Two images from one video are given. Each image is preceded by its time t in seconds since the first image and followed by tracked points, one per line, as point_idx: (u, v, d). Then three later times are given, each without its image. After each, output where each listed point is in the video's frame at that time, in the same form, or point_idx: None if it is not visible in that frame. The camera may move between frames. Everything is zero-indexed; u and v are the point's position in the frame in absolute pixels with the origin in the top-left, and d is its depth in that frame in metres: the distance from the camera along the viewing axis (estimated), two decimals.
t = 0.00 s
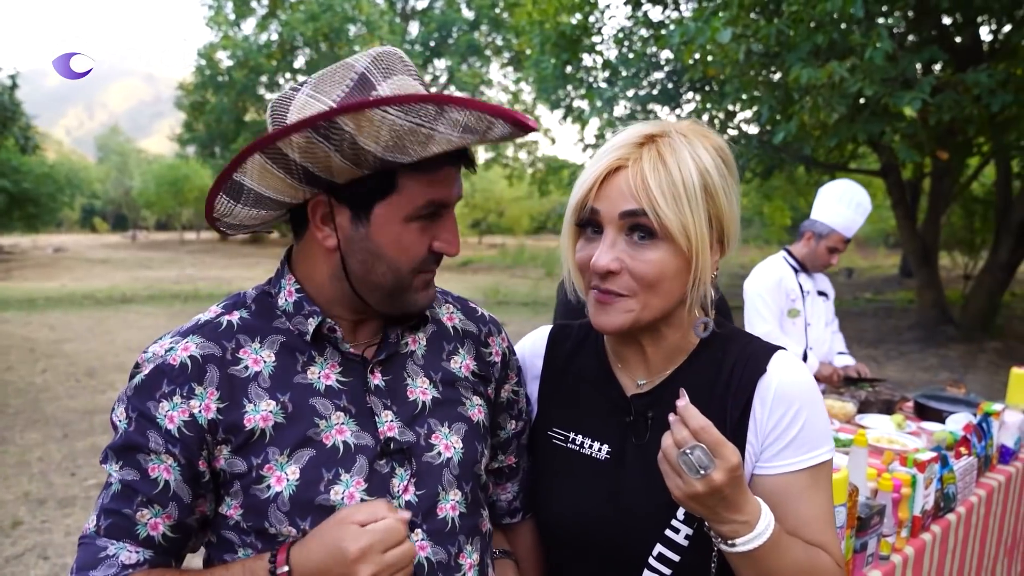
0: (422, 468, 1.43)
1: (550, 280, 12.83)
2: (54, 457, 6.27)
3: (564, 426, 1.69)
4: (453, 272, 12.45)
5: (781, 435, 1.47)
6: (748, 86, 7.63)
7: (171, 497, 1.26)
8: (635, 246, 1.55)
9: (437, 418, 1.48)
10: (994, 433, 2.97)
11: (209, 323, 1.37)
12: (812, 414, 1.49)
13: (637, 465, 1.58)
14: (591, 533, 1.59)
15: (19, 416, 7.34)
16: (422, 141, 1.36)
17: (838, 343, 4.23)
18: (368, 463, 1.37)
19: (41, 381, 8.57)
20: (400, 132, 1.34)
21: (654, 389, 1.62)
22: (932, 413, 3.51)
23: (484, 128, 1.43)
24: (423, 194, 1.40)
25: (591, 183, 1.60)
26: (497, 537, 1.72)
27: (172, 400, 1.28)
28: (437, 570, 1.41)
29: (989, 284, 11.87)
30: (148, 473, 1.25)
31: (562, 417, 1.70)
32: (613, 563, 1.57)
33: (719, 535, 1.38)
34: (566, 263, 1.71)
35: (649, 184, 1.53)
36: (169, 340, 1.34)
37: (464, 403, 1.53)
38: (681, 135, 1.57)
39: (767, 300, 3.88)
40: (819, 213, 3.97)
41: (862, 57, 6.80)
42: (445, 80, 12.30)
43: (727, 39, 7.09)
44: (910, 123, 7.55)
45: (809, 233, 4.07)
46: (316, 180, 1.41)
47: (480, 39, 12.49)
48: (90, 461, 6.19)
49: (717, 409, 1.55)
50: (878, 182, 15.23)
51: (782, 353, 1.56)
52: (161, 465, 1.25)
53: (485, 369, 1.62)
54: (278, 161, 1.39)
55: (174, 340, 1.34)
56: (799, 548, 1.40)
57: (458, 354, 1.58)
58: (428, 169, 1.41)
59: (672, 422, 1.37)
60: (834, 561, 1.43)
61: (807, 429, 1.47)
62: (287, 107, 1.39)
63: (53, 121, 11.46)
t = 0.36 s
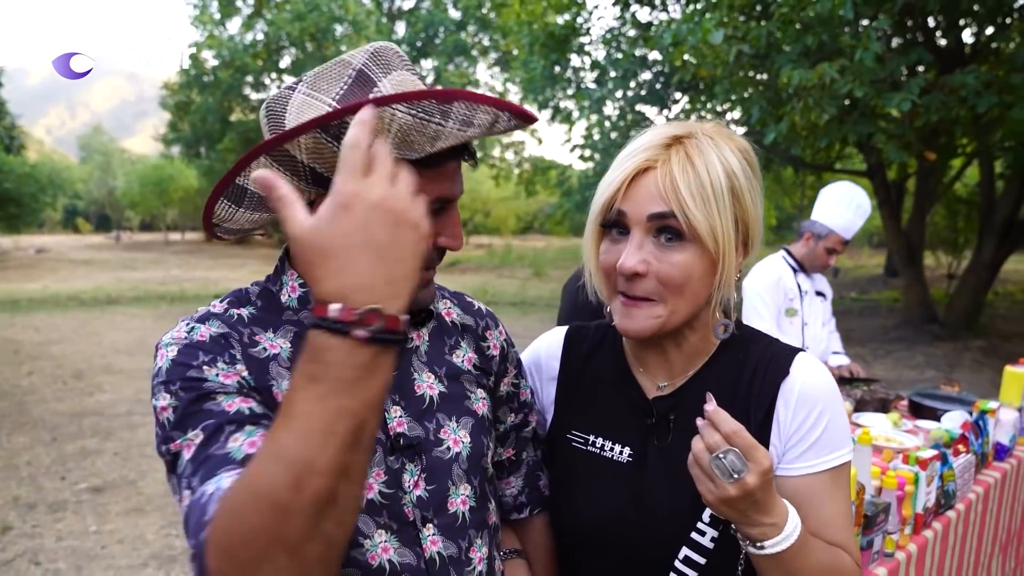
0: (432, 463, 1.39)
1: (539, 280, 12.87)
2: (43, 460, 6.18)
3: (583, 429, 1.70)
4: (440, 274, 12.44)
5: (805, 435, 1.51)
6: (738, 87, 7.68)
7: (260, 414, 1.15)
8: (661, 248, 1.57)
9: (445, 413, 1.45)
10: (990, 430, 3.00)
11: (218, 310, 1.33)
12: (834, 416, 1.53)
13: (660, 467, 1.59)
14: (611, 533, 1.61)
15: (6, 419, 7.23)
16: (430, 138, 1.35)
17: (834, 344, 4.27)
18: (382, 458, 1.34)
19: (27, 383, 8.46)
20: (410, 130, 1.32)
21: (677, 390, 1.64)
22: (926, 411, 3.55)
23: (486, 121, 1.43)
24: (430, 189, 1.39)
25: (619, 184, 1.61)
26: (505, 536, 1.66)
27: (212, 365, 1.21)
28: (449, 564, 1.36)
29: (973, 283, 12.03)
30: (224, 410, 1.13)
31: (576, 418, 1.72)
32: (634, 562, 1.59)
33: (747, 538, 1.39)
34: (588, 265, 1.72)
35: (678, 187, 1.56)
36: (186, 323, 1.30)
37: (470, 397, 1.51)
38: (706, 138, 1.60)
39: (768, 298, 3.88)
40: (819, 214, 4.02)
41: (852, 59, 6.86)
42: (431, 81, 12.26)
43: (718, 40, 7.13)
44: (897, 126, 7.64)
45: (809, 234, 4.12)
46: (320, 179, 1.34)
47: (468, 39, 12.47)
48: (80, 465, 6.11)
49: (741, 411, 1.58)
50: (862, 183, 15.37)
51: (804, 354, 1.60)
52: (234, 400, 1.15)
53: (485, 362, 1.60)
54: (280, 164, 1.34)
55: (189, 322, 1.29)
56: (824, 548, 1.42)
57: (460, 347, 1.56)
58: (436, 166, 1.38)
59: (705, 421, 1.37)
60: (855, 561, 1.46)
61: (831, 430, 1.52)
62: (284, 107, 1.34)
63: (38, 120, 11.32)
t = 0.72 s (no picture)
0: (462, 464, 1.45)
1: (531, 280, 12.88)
2: (36, 462, 6.14)
3: (594, 426, 1.69)
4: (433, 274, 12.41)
5: (814, 419, 1.52)
6: (732, 87, 7.66)
7: (287, 465, 1.21)
8: (696, 219, 1.60)
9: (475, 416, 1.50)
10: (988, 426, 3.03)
11: (250, 321, 1.36)
12: (843, 401, 1.54)
13: (674, 460, 1.61)
14: (626, 529, 1.62)
15: None
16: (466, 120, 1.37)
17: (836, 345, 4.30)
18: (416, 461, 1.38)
19: (18, 385, 8.42)
20: (447, 112, 1.34)
21: (687, 380, 1.64)
22: (925, 408, 3.58)
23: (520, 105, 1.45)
24: (462, 175, 1.40)
25: (658, 158, 1.66)
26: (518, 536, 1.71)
27: (248, 390, 1.25)
28: (484, 567, 1.39)
29: (963, 281, 12.12)
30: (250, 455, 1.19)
31: (586, 417, 1.71)
32: (654, 560, 1.60)
33: (769, 521, 1.41)
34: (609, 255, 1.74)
35: (720, 163, 1.62)
36: (212, 340, 1.31)
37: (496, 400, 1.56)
38: (736, 132, 1.69)
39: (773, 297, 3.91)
40: (824, 215, 4.05)
41: (847, 59, 6.90)
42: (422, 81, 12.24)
43: (712, 40, 7.16)
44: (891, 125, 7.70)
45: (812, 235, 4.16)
46: (349, 172, 1.37)
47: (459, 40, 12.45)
48: (74, 466, 6.06)
49: (752, 398, 1.60)
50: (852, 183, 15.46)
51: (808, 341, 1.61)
52: (261, 443, 1.20)
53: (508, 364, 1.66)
54: (314, 159, 1.35)
55: (219, 338, 1.31)
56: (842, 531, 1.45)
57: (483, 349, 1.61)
58: (463, 149, 1.40)
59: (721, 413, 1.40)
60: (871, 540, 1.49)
61: (840, 414, 1.52)
62: (306, 102, 1.37)
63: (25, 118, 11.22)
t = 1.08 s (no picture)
0: (490, 485, 1.38)
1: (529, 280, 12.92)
2: (37, 465, 6.12)
3: (617, 428, 1.68)
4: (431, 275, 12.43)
5: (818, 390, 1.58)
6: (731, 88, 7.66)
7: (237, 494, 1.24)
8: (720, 235, 1.62)
9: (506, 434, 1.43)
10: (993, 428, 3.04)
11: (277, 321, 1.37)
12: (845, 377, 1.61)
13: (697, 457, 1.60)
14: (658, 532, 1.59)
15: None
16: (408, 78, 1.40)
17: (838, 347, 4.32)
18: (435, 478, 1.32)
19: (17, 387, 8.40)
20: (379, 70, 1.39)
21: (703, 376, 1.66)
22: (927, 409, 3.59)
23: (469, 57, 1.42)
24: (416, 136, 1.40)
25: (680, 175, 1.64)
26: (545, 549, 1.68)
27: (240, 395, 1.27)
28: None
29: (961, 281, 12.15)
30: (216, 471, 1.24)
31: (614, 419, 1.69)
32: (689, 556, 1.58)
33: (776, 442, 1.45)
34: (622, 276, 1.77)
35: (738, 176, 1.64)
36: (237, 335, 1.34)
37: (532, 421, 1.48)
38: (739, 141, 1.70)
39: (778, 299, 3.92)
40: (827, 217, 4.05)
41: (846, 60, 6.90)
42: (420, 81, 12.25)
43: (711, 42, 7.17)
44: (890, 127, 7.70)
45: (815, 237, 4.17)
46: (334, 146, 1.54)
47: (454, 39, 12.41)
48: (75, 470, 6.05)
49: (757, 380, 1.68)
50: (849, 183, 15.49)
51: (812, 329, 1.69)
52: (227, 461, 1.24)
53: (556, 385, 1.58)
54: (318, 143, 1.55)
55: (242, 336, 1.33)
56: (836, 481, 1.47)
57: (530, 369, 1.54)
58: (413, 110, 1.42)
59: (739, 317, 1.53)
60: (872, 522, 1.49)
61: (840, 387, 1.59)
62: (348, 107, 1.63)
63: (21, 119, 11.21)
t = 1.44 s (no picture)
0: (497, 480, 1.38)
1: (528, 280, 12.97)
2: (38, 466, 6.13)
3: (625, 418, 1.69)
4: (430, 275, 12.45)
5: (809, 371, 1.64)
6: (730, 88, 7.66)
7: (258, 458, 1.25)
8: (728, 219, 1.65)
9: (520, 435, 1.43)
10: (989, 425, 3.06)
11: (316, 299, 1.40)
12: (838, 362, 1.66)
13: (701, 444, 1.62)
14: (664, 523, 1.61)
15: None
16: (432, 84, 1.42)
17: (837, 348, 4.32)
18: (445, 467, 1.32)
19: (17, 387, 8.41)
20: (405, 76, 1.42)
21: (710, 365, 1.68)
22: (925, 407, 3.62)
23: (485, 63, 1.42)
24: (441, 137, 1.41)
25: (687, 165, 1.69)
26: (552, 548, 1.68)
27: (271, 362, 1.30)
28: None
29: (959, 281, 12.18)
30: (241, 432, 1.26)
31: (626, 410, 1.70)
32: (691, 550, 1.60)
33: (759, 389, 1.53)
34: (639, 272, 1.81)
35: (743, 167, 1.69)
36: (277, 309, 1.38)
37: (548, 426, 1.47)
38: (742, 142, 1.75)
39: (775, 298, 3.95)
40: (825, 217, 4.07)
41: (844, 60, 6.91)
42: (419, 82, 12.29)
43: (710, 43, 7.20)
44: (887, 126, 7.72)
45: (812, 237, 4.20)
46: (381, 149, 1.57)
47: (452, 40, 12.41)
48: (76, 470, 6.07)
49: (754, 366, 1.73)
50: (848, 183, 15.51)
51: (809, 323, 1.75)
52: (253, 425, 1.26)
53: (579, 396, 1.57)
54: (370, 147, 1.59)
55: (281, 309, 1.37)
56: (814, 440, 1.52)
57: (552, 376, 1.52)
58: (441, 114, 1.44)
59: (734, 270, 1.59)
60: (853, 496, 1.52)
61: (831, 369, 1.64)
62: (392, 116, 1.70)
63: (20, 120, 11.22)
